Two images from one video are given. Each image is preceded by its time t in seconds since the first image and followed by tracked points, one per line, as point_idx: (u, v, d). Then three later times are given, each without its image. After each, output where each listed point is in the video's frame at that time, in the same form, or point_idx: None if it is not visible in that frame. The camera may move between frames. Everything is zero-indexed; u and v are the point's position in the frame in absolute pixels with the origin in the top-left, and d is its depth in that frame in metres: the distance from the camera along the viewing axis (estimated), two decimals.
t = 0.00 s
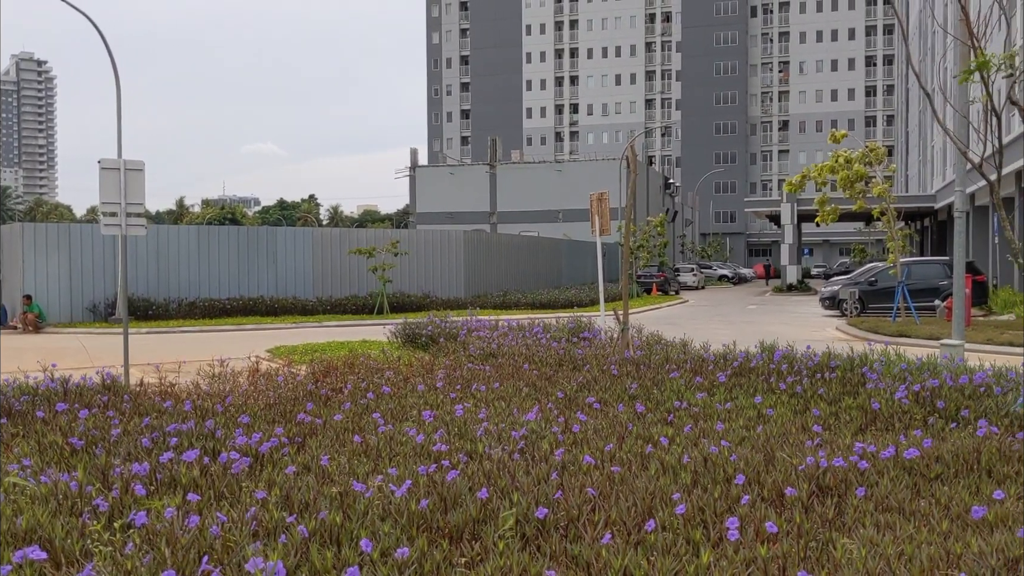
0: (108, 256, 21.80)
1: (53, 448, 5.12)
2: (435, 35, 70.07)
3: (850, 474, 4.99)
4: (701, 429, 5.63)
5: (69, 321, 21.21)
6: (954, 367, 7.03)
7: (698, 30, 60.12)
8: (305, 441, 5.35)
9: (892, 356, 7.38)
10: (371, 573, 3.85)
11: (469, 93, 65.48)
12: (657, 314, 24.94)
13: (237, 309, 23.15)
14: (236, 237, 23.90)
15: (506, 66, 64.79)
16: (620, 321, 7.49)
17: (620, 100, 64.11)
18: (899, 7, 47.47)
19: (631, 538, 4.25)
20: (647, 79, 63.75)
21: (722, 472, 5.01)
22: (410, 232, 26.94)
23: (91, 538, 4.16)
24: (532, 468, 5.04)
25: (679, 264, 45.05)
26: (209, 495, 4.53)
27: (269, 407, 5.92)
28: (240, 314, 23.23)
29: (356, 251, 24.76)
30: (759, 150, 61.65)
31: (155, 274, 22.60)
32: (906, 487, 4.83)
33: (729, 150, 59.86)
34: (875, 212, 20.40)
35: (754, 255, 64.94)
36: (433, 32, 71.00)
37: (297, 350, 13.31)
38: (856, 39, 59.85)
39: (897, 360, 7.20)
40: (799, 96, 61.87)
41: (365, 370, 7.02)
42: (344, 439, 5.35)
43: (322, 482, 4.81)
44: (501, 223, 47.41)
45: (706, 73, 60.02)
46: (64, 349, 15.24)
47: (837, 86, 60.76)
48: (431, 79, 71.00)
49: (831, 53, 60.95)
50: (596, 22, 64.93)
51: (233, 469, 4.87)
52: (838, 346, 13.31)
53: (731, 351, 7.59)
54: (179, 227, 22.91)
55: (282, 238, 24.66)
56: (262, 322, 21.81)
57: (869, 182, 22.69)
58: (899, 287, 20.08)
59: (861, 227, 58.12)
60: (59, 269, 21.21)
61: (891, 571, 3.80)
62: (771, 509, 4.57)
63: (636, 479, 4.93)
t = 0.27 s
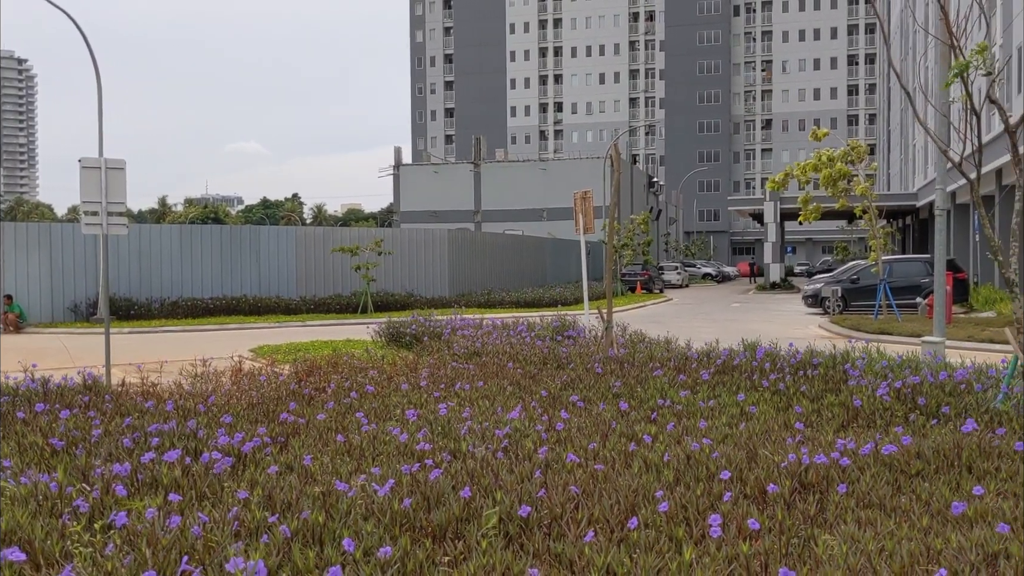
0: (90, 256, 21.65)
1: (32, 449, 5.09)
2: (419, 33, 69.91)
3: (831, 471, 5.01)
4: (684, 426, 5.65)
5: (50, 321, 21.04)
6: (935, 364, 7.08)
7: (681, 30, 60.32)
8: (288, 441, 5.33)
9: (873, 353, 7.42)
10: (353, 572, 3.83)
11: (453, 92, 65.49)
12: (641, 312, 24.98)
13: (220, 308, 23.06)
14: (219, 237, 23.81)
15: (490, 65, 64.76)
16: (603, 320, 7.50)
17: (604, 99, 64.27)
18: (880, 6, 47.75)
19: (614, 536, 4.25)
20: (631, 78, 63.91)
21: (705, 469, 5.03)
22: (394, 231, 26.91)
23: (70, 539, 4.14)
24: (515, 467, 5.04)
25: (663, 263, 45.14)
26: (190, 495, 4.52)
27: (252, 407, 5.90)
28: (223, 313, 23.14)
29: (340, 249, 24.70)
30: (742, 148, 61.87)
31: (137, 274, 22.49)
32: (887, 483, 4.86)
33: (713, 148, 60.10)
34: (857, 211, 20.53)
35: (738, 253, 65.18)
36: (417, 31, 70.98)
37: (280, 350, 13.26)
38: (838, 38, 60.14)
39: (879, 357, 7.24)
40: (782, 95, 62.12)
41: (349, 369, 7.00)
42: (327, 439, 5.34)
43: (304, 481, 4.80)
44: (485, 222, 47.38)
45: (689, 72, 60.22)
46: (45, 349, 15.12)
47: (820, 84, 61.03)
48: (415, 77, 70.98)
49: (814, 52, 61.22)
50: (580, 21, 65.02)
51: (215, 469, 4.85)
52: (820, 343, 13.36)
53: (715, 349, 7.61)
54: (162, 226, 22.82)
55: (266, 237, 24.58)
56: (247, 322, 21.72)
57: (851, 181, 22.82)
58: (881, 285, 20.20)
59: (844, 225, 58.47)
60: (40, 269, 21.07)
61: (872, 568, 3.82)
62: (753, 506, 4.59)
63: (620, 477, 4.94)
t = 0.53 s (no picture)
0: (69, 254, 21.49)
1: (9, 449, 5.05)
2: (400, 30, 69.76)
3: (811, 467, 5.04)
4: (666, 423, 5.68)
5: (28, 320, 20.85)
6: (914, 360, 7.13)
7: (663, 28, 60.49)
8: (269, 440, 5.31)
9: (854, 350, 7.47)
10: (334, 572, 3.81)
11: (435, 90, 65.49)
12: (625, 310, 25.02)
13: (201, 307, 22.98)
14: (200, 235, 23.69)
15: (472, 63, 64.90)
16: (585, 317, 7.51)
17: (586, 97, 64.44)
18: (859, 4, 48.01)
19: (596, 533, 4.26)
20: (613, 76, 64.09)
21: (687, 466, 5.04)
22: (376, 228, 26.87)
23: (47, 539, 4.10)
24: (497, 464, 5.05)
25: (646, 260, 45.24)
26: (170, 494, 4.49)
27: (233, 406, 5.88)
28: (204, 312, 23.05)
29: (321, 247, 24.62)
30: (724, 146, 62.16)
31: (117, 273, 22.37)
32: (867, 479, 4.90)
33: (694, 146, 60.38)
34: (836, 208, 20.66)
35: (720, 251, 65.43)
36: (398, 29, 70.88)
37: (261, 348, 13.22)
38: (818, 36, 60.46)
39: (859, 353, 7.29)
40: (763, 93, 62.39)
41: (330, 368, 6.98)
42: (308, 438, 5.32)
43: (285, 480, 4.78)
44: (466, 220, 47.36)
45: (671, 70, 60.41)
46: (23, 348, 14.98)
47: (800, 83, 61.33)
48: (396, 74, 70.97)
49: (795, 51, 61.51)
50: (561, 19, 65.09)
51: (196, 468, 4.83)
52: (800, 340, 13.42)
53: (696, 347, 7.63)
54: (141, 224, 22.68)
55: (246, 235, 24.47)
56: (229, 320, 21.60)
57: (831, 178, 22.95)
58: (861, 282, 20.33)
59: (826, 222, 58.86)
60: (19, 268, 20.92)
61: (851, 563, 3.84)
62: (734, 502, 4.61)
63: (602, 474, 4.95)
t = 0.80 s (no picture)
0: (48, 253, 21.32)
1: None
2: (383, 28, 69.55)
3: (792, 464, 5.07)
4: (648, 421, 5.69)
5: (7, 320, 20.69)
6: (894, 357, 7.18)
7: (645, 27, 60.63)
8: (250, 439, 5.29)
9: (835, 347, 7.50)
10: (314, 571, 3.80)
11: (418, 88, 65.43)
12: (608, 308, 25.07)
13: (182, 306, 22.89)
14: (180, 233, 23.53)
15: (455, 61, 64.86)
16: (568, 315, 7.52)
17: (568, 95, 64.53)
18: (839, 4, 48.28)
19: (577, 531, 4.26)
20: (596, 74, 64.18)
21: (668, 463, 5.06)
22: (358, 227, 26.80)
23: (23, 540, 4.07)
24: (479, 462, 5.04)
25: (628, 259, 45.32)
26: (150, 494, 4.47)
27: (214, 405, 5.85)
28: (185, 311, 22.95)
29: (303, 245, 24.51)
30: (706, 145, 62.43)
31: (97, 272, 22.24)
32: (847, 475, 4.93)
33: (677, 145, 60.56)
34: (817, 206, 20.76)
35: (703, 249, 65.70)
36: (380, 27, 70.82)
37: (240, 347, 13.16)
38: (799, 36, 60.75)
39: (840, 351, 7.33)
40: (745, 91, 62.63)
41: (312, 366, 6.96)
42: (289, 437, 5.31)
43: (265, 480, 4.76)
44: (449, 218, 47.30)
45: (653, 68, 60.57)
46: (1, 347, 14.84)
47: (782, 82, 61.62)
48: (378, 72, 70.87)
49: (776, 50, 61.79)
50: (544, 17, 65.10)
51: (176, 468, 4.80)
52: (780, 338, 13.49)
53: (679, 344, 7.65)
54: (122, 223, 22.51)
55: (228, 234, 24.29)
56: (211, 320, 21.48)
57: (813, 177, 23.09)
58: (842, 279, 20.45)
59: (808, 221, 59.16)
60: None
61: (830, 559, 3.86)
62: (715, 499, 4.62)
63: (583, 472, 4.96)
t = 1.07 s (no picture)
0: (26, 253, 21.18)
1: None
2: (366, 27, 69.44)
3: (773, 462, 5.09)
4: (630, 420, 5.71)
5: None
6: (874, 356, 7.23)
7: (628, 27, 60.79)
8: (230, 440, 5.28)
9: (815, 346, 7.55)
10: (295, 572, 3.79)
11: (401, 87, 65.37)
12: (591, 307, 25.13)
13: (163, 307, 22.85)
14: (161, 233, 23.37)
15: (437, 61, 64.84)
16: (550, 315, 7.53)
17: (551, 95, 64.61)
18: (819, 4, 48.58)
19: (558, 531, 4.26)
20: (579, 74, 64.29)
21: (649, 462, 5.07)
22: (340, 227, 26.70)
23: None
24: (460, 463, 5.04)
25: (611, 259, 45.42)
26: (128, 496, 4.44)
27: (194, 405, 5.83)
28: (165, 312, 22.87)
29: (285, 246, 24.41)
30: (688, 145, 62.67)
31: (76, 272, 22.12)
32: (827, 474, 4.96)
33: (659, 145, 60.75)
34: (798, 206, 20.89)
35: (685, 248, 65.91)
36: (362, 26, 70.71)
37: (220, 347, 13.13)
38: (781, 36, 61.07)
39: (821, 350, 7.37)
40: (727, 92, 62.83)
41: (293, 367, 6.94)
42: (270, 438, 5.29)
43: (245, 481, 4.74)
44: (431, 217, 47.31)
45: (635, 68, 60.70)
46: None
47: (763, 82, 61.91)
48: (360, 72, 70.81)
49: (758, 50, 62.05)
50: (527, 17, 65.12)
51: (155, 469, 4.77)
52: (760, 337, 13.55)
53: (661, 344, 7.68)
54: (101, 223, 22.36)
55: (209, 234, 24.13)
56: (192, 320, 21.37)
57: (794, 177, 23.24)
58: (823, 279, 20.61)
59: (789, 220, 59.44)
60: None
61: (809, 557, 3.88)
62: (695, 498, 4.64)
63: (564, 472, 4.96)
